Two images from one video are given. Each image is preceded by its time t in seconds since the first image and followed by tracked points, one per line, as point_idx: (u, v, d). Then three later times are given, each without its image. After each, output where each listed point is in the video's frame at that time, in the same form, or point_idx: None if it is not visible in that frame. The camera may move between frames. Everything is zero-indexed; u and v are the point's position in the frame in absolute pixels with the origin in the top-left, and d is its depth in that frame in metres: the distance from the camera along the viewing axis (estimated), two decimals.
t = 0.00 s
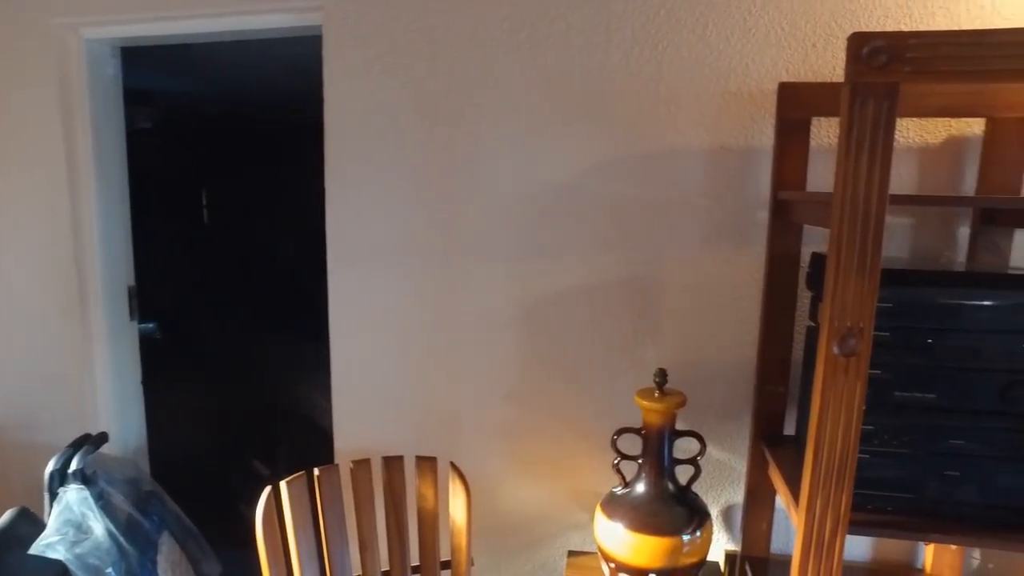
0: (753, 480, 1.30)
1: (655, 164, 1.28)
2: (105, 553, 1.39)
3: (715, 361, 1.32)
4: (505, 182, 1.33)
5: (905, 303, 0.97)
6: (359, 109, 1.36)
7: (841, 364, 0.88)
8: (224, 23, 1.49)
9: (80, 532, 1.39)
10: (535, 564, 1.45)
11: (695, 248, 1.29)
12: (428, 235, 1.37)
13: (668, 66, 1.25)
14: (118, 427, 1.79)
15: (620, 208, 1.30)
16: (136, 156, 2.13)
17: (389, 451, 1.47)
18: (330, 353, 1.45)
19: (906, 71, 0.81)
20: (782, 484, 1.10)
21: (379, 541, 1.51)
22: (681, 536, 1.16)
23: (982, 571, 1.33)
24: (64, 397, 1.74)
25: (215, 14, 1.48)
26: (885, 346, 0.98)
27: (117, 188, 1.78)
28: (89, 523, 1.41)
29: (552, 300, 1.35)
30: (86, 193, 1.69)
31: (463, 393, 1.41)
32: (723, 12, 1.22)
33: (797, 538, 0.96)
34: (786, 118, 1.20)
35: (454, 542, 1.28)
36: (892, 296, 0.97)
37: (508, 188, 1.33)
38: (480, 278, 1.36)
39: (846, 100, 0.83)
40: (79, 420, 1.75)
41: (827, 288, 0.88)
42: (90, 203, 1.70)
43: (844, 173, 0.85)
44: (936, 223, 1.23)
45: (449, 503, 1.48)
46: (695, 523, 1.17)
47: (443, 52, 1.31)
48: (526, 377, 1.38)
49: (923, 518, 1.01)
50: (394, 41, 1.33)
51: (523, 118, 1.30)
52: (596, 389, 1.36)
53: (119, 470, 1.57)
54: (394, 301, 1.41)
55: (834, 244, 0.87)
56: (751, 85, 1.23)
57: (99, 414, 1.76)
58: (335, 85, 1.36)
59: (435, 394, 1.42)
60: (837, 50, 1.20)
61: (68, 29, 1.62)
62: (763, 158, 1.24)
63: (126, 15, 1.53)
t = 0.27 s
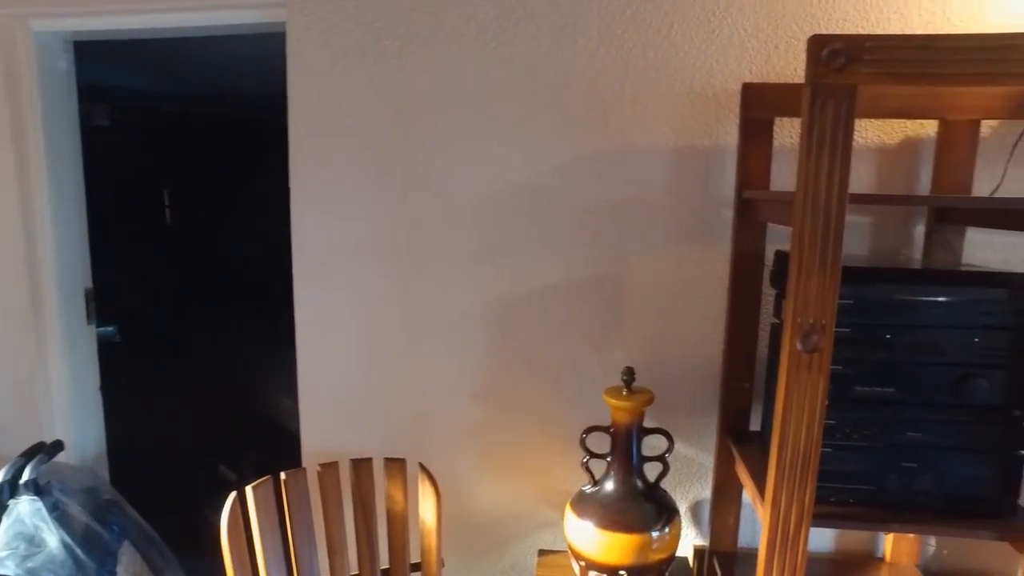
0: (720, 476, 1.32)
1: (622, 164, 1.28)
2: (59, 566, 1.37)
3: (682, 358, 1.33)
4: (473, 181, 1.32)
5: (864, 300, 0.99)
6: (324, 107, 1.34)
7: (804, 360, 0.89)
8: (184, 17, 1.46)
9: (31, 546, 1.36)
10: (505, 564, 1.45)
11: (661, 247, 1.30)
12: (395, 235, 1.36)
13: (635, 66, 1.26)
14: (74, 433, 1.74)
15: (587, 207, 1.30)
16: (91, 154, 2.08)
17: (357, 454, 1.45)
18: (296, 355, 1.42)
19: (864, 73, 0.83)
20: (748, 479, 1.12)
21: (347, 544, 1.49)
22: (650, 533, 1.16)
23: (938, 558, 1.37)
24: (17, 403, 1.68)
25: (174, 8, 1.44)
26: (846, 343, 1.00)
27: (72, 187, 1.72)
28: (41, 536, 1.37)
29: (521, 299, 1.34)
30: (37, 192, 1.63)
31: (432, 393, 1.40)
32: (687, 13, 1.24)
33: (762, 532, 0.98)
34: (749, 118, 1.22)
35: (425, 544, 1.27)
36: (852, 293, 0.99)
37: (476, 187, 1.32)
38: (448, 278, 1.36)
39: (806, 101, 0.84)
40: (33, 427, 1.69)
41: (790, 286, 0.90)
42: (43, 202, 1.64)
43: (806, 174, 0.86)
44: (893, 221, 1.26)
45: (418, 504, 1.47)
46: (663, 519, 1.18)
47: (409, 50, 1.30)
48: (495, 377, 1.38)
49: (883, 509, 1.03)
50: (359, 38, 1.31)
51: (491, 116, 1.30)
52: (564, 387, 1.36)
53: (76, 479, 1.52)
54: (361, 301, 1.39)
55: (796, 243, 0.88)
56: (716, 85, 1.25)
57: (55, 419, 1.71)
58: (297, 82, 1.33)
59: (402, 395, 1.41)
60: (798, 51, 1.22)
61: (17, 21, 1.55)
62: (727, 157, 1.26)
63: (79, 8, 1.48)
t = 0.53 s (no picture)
0: (690, 471, 1.34)
1: (591, 163, 1.29)
2: None
3: (652, 356, 1.34)
4: (443, 180, 1.32)
5: (827, 297, 1.01)
6: (290, 105, 1.32)
7: (770, 357, 0.91)
8: (146, 12, 1.43)
9: None
10: (478, 563, 1.45)
11: (630, 246, 1.31)
12: (365, 234, 1.35)
13: (604, 66, 1.26)
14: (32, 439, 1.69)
15: (557, 206, 1.31)
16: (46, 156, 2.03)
17: (327, 456, 1.44)
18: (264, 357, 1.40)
19: (825, 75, 0.85)
20: (717, 474, 1.13)
21: (319, 548, 1.48)
22: (621, 529, 1.18)
23: (900, 547, 1.41)
24: None
25: (136, 2, 1.41)
26: (811, 339, 1.02)
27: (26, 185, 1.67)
28: None
29: (492, 299, 1.34)
30: None
31: (403, 394, 1.39)
32: (655, 13, 1.25)
33: (731, 526, 0.99)
34: (716, 118, 1.23)
35: (397, 545, 1.26)
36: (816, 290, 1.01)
37: (446, 186, 1.32)
38: (418, 277, 1.35)
39: (770, 102, 0.86)
40: None
41: (756, 284, 0.91)
42: None
43: (771, 174, 0.87)
44: (855, 220, 1.29)
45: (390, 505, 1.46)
46: (634, 516, 1.19)
47: (377, 48, 1.29)
48: (467, 376, 1.37)
49: (847, 501, 1.05)
50: (326, 35, 1.29)
51: (460, 115, 1.29)
52: (536, 386, 1.37)
53: (33, 490, 1.48)
54: (331, 302, 1.37)
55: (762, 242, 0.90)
56: (683, 85, 1.26)
57: (9, 418, 1.65)
58: (263, 80, 1.31)
59: (374, 396, 1.40)
60: (762, 52, 1.25)
61: None
62: (694, 157, 1.28)
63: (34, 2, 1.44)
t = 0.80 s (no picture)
0: (661, 466, 1.36)
1: (561, 161, 1.30)
2: None
3: (623, 353, 1.36)
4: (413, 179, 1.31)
5: (792, 293, 1.02)
6: (258, 103, 1.30)
7: (737, 352, 0.92)
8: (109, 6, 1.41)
9: None
10: (453, 562, 1.45)
11: (600, 244, 1.32)
12: (335, 234, 1.34)
13: (573, 65, 1.27)
14: None
15: (528, 205, 1.31)
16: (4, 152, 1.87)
17: (299, 458, 1.43)
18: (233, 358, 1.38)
19: (788, 75, 0.87)
20: (687, 468, 1.15)
21: (291, 551, 1.46)
22: (594, 525, 1.19)
23: (865, 536, 1.44)
24: None
25: None
26: (776, 334, 1.04)
27: None
28: None
29: (464, 297, 1.35)
30: None
31: (375, 393, 1.39)
32: (624, 13, 1.26)
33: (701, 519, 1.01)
34: (684, 118, 1.25)
35: (370, 545, 1.26)
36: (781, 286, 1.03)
37: (416, 185, 1.31)
38: (390, 276, 1.34)
39: (737, 101, 0.87)
40: None
41: (723, 280, 0.93)
42: None
43: (738, 172, 0.89)
44: (819, 218, 1.32)
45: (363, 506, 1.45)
46: (607, 511, 1.21)
47: (346, 46, 1.28)
48: (439, 375, 1.37)
49: (812, 492, 1.08)
50: (293, 33, 1.28)
51: (431, 114, 1.29)
52: (508, 384, 1.37)
53: None
54: (301, 302, 1.36)
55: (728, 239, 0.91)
56: (652, 85, 1.28)
57: None
58: (229, 77, 1.29)
59: (346, 396, 1.39)
60: (729, 52, 1.27)
61: None
62: (663, 155, 1.29)
63: None
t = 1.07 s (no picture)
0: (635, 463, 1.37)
1: (534, 160, 1.31)
2: None
3: (597, 351, 1.37)
4: (386, 179, 1.31)
5: (760, 290, 1.04)
6: (228, 102, 1.29)
7: (707, 349, 0.94)
8: None
9: None
10: (429, 562, 1.45)
11: (574, 243, 1.33)
12: (308, 234, 1.33)
13: (545, 65, 1.28)
14: None
15: (502, 205, 1.32)
16: None
17: (272, 460, 1.41)
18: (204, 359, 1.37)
19: (755, 77, 0.89)
20: (660, 465, 1.17)
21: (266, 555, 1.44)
22: (569, 522, 1.20)
23: (833, 527, 1.48)
24: None
25: None
26: (745, 331, 1.06)
27: None
28: None
29: (438, 297, 1.35)
30: None
31: (350, 394, 1.38)
32: (595, 14, 1.27)
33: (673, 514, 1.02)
34: (655, 118, 1.27)
35: (345, 547, 1.25)
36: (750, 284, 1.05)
37: (389, 185, 1.31)
38: (363, 276, 1.34)
39: (706, 103, 0.89)
40: None
41: (694, 279, 0.95)
42: None
43: (708, 172, 0.90)
44: (788, 217, 1.34)
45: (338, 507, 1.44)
46: (581, 508, 1.22)
47: (318, 45, 1.27)
48: (413, 375, 1.37)
49: (782, 486, 1.10)
50: (263, 31, 1.27)
51: (403, 113, 1.29)
52: (484, 383, 1.37)
53: None
54: (274, 303, 1.35)
55: (698, 238, 0.93)
56: (623, 85, 1.29)
57: None
58: (198, 75, 1.27)
59: (320, 398, 1.38)
60: (698, 53, 1.28)
61: None
62: (635, 155, 1.31)
63: None
